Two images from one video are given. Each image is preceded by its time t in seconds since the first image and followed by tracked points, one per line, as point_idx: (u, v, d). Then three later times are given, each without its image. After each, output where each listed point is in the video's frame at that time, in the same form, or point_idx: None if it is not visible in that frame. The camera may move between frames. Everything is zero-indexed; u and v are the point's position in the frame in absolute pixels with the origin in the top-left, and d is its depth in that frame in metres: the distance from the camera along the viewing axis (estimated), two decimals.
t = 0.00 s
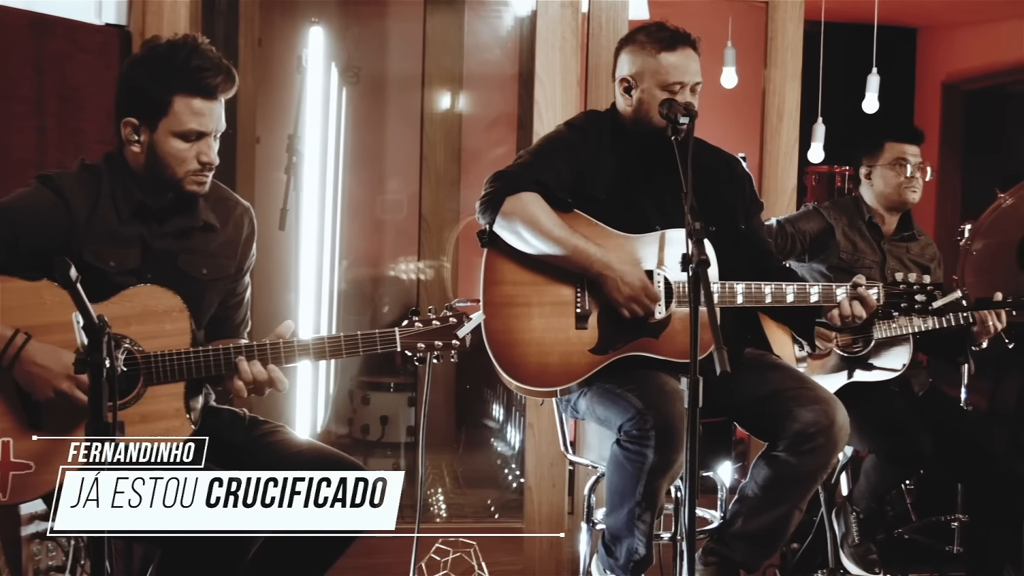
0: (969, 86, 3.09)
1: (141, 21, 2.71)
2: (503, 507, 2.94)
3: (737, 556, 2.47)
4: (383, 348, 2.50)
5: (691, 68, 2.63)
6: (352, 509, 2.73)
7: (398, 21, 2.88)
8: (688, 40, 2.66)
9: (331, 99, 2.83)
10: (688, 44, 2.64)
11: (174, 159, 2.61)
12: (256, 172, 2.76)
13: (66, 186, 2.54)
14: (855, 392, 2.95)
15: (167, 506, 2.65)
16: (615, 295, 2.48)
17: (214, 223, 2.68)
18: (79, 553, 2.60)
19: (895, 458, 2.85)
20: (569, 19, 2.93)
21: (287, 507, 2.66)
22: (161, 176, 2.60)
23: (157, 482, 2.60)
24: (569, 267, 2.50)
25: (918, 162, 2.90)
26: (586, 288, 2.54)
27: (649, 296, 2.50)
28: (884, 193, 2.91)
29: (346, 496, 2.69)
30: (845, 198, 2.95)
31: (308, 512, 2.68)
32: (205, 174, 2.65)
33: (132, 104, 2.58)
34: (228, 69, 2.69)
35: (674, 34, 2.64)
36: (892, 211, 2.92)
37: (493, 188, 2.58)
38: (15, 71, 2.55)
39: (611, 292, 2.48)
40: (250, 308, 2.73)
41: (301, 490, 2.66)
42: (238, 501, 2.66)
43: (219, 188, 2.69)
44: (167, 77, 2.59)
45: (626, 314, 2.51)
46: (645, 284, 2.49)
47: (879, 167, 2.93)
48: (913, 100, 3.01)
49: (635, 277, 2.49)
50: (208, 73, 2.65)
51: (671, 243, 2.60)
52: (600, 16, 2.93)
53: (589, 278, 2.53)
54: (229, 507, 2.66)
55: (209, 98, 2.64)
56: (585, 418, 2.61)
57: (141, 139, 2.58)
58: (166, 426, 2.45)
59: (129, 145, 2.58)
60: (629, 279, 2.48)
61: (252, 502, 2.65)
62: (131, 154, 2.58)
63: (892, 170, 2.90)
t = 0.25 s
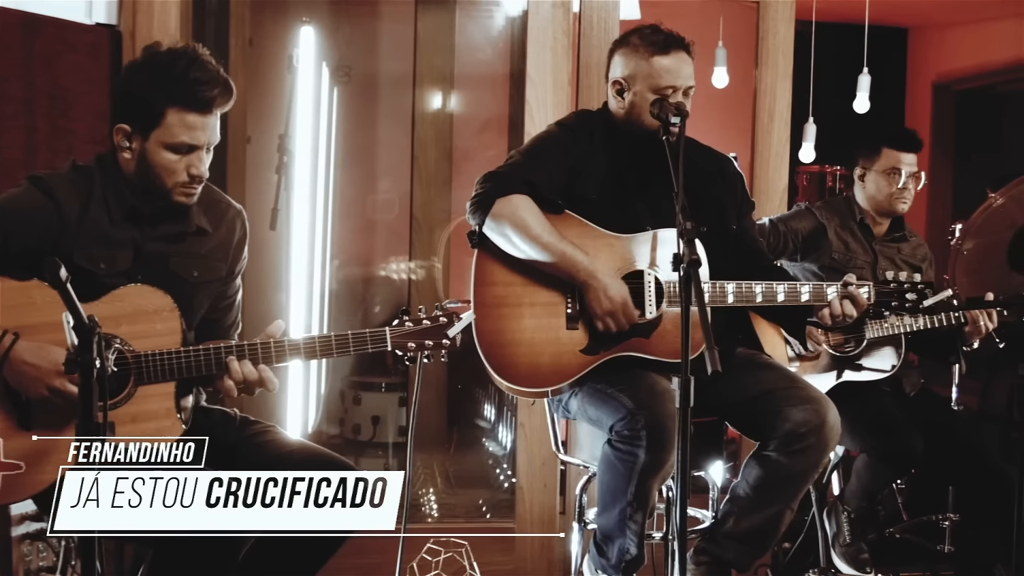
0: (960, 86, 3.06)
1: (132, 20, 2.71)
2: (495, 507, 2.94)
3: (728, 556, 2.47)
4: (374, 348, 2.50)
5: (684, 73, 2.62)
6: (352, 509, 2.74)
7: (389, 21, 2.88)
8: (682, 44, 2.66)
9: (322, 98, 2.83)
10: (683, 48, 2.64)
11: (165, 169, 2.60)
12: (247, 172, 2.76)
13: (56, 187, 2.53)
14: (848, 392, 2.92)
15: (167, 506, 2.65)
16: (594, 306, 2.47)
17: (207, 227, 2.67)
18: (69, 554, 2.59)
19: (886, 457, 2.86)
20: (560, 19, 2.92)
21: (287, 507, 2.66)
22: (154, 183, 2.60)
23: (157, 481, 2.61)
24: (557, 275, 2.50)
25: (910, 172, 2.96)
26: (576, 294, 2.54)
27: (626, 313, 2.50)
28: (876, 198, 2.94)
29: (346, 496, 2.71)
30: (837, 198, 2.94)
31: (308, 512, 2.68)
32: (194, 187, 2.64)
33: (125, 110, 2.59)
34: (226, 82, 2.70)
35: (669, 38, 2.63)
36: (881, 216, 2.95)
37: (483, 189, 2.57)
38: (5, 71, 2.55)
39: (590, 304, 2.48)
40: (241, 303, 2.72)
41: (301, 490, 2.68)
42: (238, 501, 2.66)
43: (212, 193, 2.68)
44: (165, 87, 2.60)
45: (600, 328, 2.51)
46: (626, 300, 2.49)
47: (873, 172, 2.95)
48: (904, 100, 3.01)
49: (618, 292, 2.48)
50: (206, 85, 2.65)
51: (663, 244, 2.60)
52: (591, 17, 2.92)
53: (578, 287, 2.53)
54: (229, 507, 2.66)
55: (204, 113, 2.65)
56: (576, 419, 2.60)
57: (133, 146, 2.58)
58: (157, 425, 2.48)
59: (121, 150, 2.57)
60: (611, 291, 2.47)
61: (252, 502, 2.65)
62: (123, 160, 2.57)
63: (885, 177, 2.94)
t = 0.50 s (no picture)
0: (949, 86, 3.09)
1: (122, 21, 2.71)
2: (486, 507, 2.94)
3: (720, 556, 2.47)
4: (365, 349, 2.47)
5: (672, 62, 2.63)
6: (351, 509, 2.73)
7: (379, 21, 2.87)
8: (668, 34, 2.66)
9: (312, 99, 2.83)
10: (669, 38, 2.64)
11: (159, 186, 2.58)
12: (237, 173, 2.75)
13: (47, 188, 2.52)
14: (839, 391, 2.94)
15: (167, 506, 2.63)
16: (600, 288, 2.47)
17: (200, 232, 2.66)
18: (60, 555, 2.58)
19: (878, 457, 2.86)
20: (551, 19, 2.92)
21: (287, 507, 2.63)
22: (145, 187, 2.57)
23: (158, 482, 2.60)
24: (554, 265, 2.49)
25: (902, 178, 2.96)
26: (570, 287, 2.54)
27: (637, 289, 2.48)
28: (867, 201, 2.94)
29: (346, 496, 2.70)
30: (829, 198, 2.95)
31: (308, 512, 2.66)
32: (184, 203, 2.62)
33: (122, 122, 2.57)
34: (224, 100, 2.69)
35: (653, 29, 2.65)
36: (871, 218, 2.95)
37: (475, 189, 2.56)
38: None
39: (596, 285, 2.48)
40: (233, 296, 2.73)
41: (301, 490, 2.66)
42: (238, 501, 2.64)
43: (208, 198, 2.68)
44: (162, 103, 2.59)
45: (612, 308, 2.52)
46: (631, 276, 2.47)
47: (865, 174, 2.95)
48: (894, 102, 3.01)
49: (620, 270, 2.47)
50: (206, 104, 2.64)
51: (656, 244, 2.60)
52: (581, 16, 2.92)
53: (574, 275, 2.53)
54: (229, 507, 2.64)
55: (200, 131, 2.63)
56: (569, 419, 2.61)
57: (127, 158, 2.56)
58: (147, 426, 2.44)
59: (115, 161, 2.56)
60: (613, 272, 2.47)
61: (252, 502, 2.63)
62: (117, 172, 2.56)
63: (877, 182, 2.95)
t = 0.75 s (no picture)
0: (941, 85, 3.08)
1: (113, 20, 2.70)
2: (477, 507, 2.93)
3: (710, 555, 2.47)
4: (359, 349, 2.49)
5: (660, 59, 2.66)
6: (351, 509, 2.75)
7: (371, 21, 2.87)
8: (656, 33, 2.70)
9: (303, 98, 2.83)
10: (656, 37, 2.68)
11: (149, 187, 2.60)
12: (228, 173, 2.75)
13: (38, 189, 2.52)
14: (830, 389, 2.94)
15: (167, 507, 2.64)
16: (577, 307, 2.47)
17: (193, 234, 2.67)
18: (50, 556, 2.57)
19: (870, 456, 2.82)
20: (543, 19, 2.93)
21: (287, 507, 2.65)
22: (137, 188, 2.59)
23: (157, 482, 2.60)
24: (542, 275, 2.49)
25: (890, 164, 2.96)
26: (560, 297, 2.53)
27: (610, 315, 2.48)
28: (857, 195, 2.94)
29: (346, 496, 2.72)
30: (819, 198, 2.95)
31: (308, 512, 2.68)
32: (174, 204, 2.64)
33: (113, 122, 2.58)
34: (216, 102, 2.71)
35: (641, 26, 2.68)
36: (865, 214, 2.94)
37: (466, 189, 2.57)
38: None
39: (574, 304, 2.48)
40: (224, 296, 2.72)
41: (301, 490, 2.67)
42: (237, 501, 2.64)
43: (200, 198, 2.69)
44: (154, 103, 2.60)
45: (584, 328, 2.51)
46: (608, 302, 2.47)
47: (853, 169, 2.96)
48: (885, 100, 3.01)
49: (601, 294, 2.47)
50: (198, 106, 2.67)
51: (646, 244, 2.60)
52: (573, 16, 2.93)
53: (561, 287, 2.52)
54: (229, 507, 2.64)
55: (191, 134, 2.66)
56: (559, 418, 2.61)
57: (117, 158, 2.57)
58: (139, 427, 2.44)
59: (105, 161, 2.56)
60: (593, 294, 2.46)
61: (252, 502, 2.63)
62: (108, 170, 2.57)
63: (866, 173, 2.94)
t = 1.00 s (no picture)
0: (929, 86, 3.19)
1: (100, 19, 2.69)
2: (466, 507, 2.94)
3: (699, 555, 2.47)
4: (346, 348, 2.47)
5: (656, 69, 2.59)
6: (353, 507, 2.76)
7: (359, 21, 2.89)
8: (651, 42, 2.62)
9: (291, 98, 2.82)
10: (651, 46, 2.60)
11: (133, 186, 2.55)
12: (216, 173, 2.74)
13: (23, 188, 2.47)
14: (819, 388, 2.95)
15: (167, 506, 2.66)
16: (576, 289, 2.47)
17: (180, 236, 2.62)
18: (37, 557, 2.56)
19: (858, 454, 2.84)
20: (531, 19, 2.90)
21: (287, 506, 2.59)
22: (122, 188, 2.54)
23: (158, 481, 2.62)
24: (532, 265, 2.49)
25: (880, 164, 2.86)
26: (548, 284, 2.54)
27: (611, 292, 2.49)
28: (845, 195, 2.89)
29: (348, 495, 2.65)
30: (807, 197, 2.97)
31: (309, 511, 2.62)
32: (160, 203, 2.58)
33: (97, 122, 2.53)
34: (201, 99, 2.65)
35: (636, 36, 2.60)
36: (853, 213, 2.90)
37: (454, 188, 2.58)
38: None
39: (572, 287, 2.48)
40: (211, 299, 2.70)
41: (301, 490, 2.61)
42: (237, 501, 2.60)
43: (185, 199, 2.64)
44: (138, 102, 2.54)
45: (587, 309, 2.51)
46: (606, 279, 2.47)
47: (841, 168, 2.89)
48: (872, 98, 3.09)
49: (597, 272, 2.47)
50: (181, 103, 2.60)
51: (634, 242, 2.61)
52: (561, 16, 2.89)
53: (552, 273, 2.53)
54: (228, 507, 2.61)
55: (175, 132, 2.59)
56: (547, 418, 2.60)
57: (102, 157, 2.52)
58: (125, 429, 2.40)
59: (90, 160, 2.52)
60: (590, 274, 2.46)
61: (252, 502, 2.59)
62: (92, 169, 2.52)
63: (854, 173, 2.86)
